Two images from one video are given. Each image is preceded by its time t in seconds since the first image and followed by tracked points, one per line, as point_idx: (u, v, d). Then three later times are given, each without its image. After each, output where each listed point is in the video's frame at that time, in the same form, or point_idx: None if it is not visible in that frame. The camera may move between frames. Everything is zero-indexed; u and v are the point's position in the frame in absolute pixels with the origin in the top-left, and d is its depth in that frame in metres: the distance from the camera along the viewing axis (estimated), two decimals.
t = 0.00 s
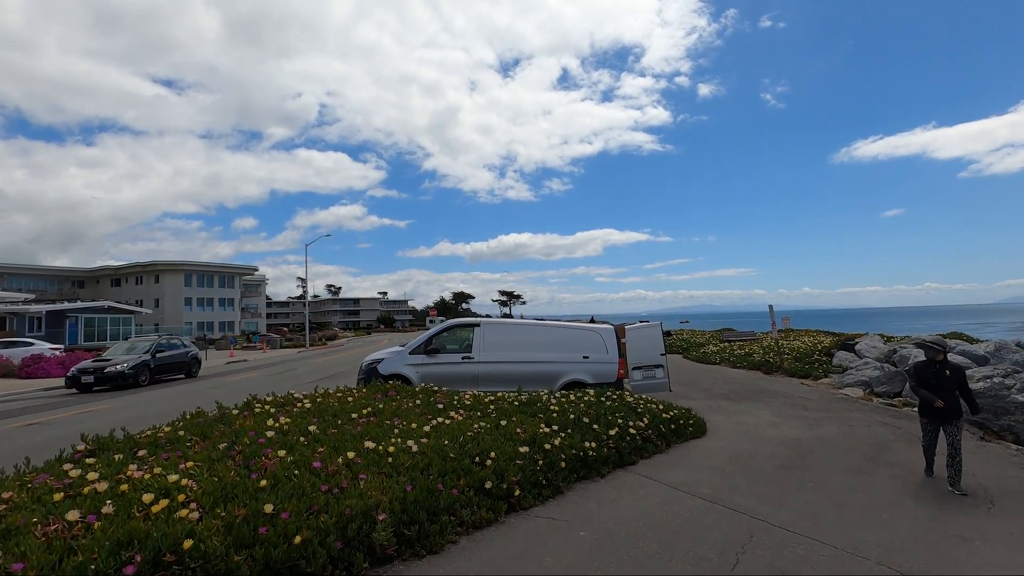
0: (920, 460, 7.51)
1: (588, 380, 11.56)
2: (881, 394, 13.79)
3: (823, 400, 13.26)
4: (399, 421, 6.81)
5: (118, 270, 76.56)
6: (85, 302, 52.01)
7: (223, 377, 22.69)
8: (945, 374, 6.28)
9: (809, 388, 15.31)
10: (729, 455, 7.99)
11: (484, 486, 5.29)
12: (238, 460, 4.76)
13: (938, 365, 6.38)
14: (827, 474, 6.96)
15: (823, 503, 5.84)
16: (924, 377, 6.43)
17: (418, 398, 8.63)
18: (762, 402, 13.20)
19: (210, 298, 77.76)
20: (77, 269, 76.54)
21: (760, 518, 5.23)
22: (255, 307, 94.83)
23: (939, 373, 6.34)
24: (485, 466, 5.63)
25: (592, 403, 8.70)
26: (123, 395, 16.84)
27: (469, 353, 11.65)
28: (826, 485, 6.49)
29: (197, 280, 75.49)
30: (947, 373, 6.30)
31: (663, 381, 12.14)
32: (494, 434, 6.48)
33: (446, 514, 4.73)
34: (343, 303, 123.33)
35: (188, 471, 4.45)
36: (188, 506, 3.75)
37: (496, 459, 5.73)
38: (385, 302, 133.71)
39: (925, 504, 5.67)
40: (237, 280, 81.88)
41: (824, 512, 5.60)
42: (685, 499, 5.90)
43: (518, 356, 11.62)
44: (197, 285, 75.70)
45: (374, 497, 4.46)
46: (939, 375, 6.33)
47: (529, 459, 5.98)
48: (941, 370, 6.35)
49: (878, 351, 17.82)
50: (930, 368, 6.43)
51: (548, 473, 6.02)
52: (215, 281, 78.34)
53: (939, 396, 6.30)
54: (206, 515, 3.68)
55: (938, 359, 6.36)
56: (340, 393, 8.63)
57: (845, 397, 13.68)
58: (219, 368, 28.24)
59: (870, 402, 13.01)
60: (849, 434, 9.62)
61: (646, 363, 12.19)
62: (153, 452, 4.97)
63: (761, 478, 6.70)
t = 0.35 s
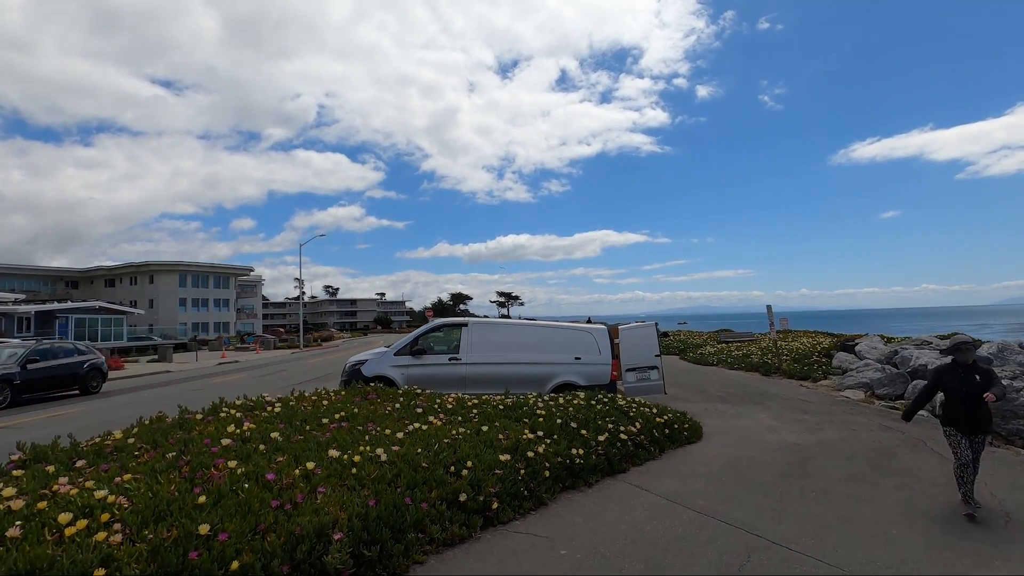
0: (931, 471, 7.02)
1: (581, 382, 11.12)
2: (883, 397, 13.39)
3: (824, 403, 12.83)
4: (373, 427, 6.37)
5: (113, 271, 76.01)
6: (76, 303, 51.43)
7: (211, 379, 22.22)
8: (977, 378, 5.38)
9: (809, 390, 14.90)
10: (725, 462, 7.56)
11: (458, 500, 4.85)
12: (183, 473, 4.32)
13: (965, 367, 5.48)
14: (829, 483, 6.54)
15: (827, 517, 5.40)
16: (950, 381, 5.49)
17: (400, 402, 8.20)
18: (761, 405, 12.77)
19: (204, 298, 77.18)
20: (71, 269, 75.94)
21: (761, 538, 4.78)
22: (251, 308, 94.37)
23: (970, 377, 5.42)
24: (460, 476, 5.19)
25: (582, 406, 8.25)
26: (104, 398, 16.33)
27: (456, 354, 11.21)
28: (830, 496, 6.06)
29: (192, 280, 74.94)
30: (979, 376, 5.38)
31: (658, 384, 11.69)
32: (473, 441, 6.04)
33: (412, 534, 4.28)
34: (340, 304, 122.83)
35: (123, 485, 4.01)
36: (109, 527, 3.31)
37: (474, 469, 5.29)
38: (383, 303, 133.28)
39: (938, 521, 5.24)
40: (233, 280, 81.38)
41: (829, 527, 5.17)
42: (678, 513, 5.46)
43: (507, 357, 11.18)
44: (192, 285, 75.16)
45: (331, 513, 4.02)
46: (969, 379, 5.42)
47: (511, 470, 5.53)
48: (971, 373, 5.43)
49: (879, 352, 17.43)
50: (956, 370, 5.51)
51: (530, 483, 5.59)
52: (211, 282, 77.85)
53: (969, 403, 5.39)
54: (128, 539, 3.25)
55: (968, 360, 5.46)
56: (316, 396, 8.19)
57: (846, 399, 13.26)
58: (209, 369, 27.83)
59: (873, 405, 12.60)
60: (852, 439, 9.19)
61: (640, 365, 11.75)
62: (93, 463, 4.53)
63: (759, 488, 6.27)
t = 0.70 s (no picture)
0: (940, 484, 6.62)
1: (572, 388, 10.71)
2: (884, 403, 13.01)
3: (824, 409, 12.44)
4: (345, 439, 5.94)
5: (105, 272, 75.34)
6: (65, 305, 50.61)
7: (198, 382, 21.73)
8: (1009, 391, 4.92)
9: (808, 396, 14.51)
10: (722, 474, 7.15)
11: (430, 522, 4.41)
12: (120, 495, 3.89)
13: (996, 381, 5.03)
14: (833, 498, 6.13)
15: (832, 538, 5.00)
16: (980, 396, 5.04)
17: (379, 410, 7.77)
18: (758, 411, 12.38)
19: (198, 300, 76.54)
20: (63, 271, 75.26)
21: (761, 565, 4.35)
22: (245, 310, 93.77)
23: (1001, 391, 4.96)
24: (434, 495, 4.76)
25: (571, 415, 7.83)
26: (83, 404, 15.85)
27: (443, 359, 10.79)
28: (833, 513, 5.65)
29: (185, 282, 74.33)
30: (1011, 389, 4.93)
31: (653, 389, 11.26)
32: (451, 455, 5.61)
33: (374, 563, 3.84)
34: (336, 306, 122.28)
35: (48, 511, 3.58)
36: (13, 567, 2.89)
37: (449, 487, 4.86)
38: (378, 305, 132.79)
39: (951, 544, 4.84)
40: (226, 282, 80.80)
41: (834, 550, 4.75)
42: (671, 534, 5.04)
43: (496, 362, 10.77)
44: (185, 287, 74.54)
45: (280, 542, 3.60)
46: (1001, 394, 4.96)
47: (490, 487, 5.11)
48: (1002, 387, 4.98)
49: (878, 356, 17.07)
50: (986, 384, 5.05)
51: (510, 502, 5.16)
52: (204, 284, 77.25)
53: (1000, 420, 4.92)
54: None
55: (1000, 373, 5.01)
56: (290, 405, 7.76)
57: (846, 405, 12.89)
58: (197, 372, 27.36)
59: (874, 411, 12.21)
60: (854, 448, 8.79)
61: (634, 370, 11.33)
62: (23, 484, 4.10)
63: (758, 505, 5.85)
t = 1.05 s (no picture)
0: (965, 492, 6.11)
1: (568, 388, 10.21)
2: (895, 403, 12.49)
3: (832, 410, 11.92)
4: (317, 444, 5.45)
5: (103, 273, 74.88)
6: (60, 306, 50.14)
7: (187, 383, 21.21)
8: None
9: (814, 396, 14.00)
10: (728, 481, 6.64)
11: (402, 540, 3.91)
12: (42, 513, 3.40)
13: None
14: (851, 508, 5.61)
15: (854, 555, 4.48)
16: None
17: (360, 412, 7.27)
18: (763, 412, 11.88)
19: (196, 301, 76.08)
20: (60, 271, 74.82)
21: None
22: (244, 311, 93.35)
23: None
24: (409, 509, 4.26)
25: (566, 417, 7.32)
26: (65, 406, 15.34)
27: (433, 359, 10.29)
28: (852, 526, 5.15)
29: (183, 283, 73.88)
30: None
31: (654, 390, 10.74)
32: (433, 462, 5.11)
33: None
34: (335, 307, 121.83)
35: None
36: None
37: (425, 499, 4.36)
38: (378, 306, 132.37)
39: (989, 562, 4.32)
40: (225, 283, 80.36)
41: (857, 569, 4.24)
42: (674, 550, 4.53)
43: (488, 361, 10.27)
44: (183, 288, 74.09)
45: (221, 568, 3.11)
46: None
47: (472, 498, 4.60)
48: None
49: (886, 355, 16.55)
50: None
51: (496, 514, 4.66)
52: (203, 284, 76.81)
53: None
54: None
55: None
56: (266, 407, 7.27)
57: (855, 405, 12.37)
58: (189, 373, 26.85)
59: (885, 412, 11.69)
60: (867, 451, 8.29)
61: (634, 369, 10.81)
62: None
63: (768, 516, 5.35)
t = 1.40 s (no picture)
0: (987, 506, 5.63)
1: (561, 391, 9.74)
2: (902, 406, 12.02)
3: (836, 413, 11.46)
4: (279, 455, 4.98)
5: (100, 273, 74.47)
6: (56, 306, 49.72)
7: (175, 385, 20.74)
8: None
9: (817, 398, 13.53)
10: (728, 493, 6.16)
11: (357, 569, 3.43)
12: None
13: None
14: (863, 525, 5.13)
15: None
16: None
17: (335, 418, 6.81)
18: (765, 415, 11.40)
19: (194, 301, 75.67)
20: (57, 271, 74.42)
21: None
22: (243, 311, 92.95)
23: None
24: (370, 532, 3.79)
25: (555, 424, 6.85)
26: (45, 409, 14.87)
27: (419, 361, 9.82)
28: (865, 546, 4.66)
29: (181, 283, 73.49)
30: None
31: (650, 393, 10.28)
32: (403, 476, 4.64)
33: None
34: (335, 307, 121.45)
35: None
36: None
37: (389, 521, 3.89)
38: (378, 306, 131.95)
39: None
40: (223, 283, 79.95)
41: None
42: None
43: (477, 363, 9.79)
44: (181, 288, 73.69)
45: None
46: None
47: (443, 518, 4.12)
48: None
49: (891, 356, 16.08)
50: None
51: (470, 535, 4.19)
52: (201, 284, 76.40)
53: None
54: None
55: None
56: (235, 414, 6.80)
57: (861, 408, 11.89)
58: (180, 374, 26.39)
59: (891, 415, 11.22)
60: (876, 459, 7.81)
61: (630, 371, 10.34)
62: None
63: (773, 534, 4.87)
